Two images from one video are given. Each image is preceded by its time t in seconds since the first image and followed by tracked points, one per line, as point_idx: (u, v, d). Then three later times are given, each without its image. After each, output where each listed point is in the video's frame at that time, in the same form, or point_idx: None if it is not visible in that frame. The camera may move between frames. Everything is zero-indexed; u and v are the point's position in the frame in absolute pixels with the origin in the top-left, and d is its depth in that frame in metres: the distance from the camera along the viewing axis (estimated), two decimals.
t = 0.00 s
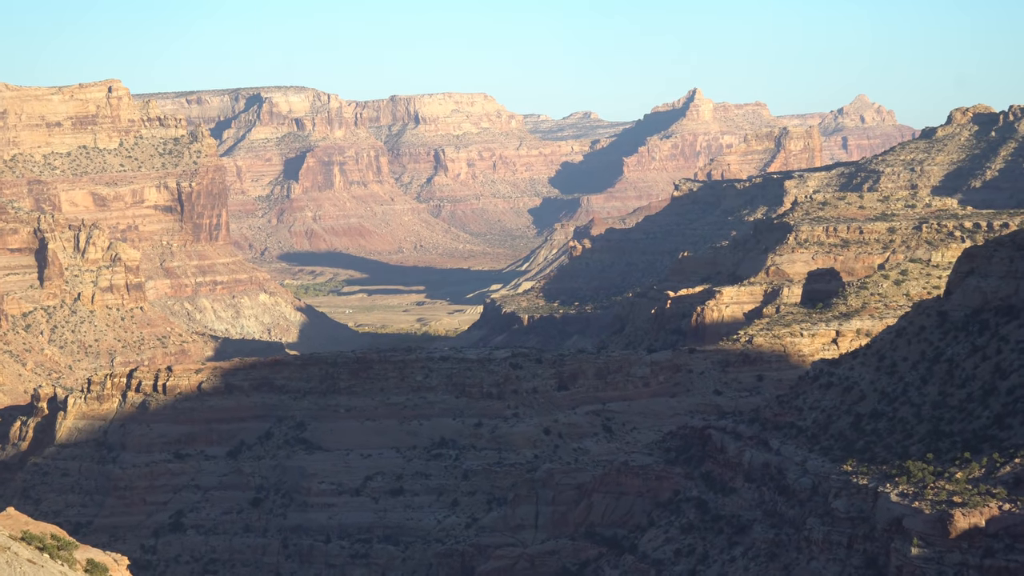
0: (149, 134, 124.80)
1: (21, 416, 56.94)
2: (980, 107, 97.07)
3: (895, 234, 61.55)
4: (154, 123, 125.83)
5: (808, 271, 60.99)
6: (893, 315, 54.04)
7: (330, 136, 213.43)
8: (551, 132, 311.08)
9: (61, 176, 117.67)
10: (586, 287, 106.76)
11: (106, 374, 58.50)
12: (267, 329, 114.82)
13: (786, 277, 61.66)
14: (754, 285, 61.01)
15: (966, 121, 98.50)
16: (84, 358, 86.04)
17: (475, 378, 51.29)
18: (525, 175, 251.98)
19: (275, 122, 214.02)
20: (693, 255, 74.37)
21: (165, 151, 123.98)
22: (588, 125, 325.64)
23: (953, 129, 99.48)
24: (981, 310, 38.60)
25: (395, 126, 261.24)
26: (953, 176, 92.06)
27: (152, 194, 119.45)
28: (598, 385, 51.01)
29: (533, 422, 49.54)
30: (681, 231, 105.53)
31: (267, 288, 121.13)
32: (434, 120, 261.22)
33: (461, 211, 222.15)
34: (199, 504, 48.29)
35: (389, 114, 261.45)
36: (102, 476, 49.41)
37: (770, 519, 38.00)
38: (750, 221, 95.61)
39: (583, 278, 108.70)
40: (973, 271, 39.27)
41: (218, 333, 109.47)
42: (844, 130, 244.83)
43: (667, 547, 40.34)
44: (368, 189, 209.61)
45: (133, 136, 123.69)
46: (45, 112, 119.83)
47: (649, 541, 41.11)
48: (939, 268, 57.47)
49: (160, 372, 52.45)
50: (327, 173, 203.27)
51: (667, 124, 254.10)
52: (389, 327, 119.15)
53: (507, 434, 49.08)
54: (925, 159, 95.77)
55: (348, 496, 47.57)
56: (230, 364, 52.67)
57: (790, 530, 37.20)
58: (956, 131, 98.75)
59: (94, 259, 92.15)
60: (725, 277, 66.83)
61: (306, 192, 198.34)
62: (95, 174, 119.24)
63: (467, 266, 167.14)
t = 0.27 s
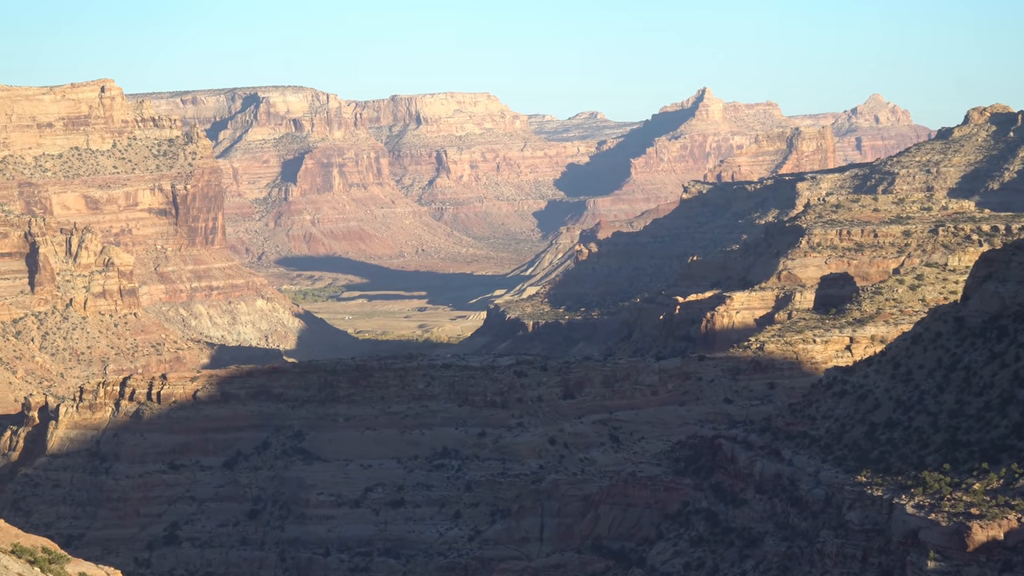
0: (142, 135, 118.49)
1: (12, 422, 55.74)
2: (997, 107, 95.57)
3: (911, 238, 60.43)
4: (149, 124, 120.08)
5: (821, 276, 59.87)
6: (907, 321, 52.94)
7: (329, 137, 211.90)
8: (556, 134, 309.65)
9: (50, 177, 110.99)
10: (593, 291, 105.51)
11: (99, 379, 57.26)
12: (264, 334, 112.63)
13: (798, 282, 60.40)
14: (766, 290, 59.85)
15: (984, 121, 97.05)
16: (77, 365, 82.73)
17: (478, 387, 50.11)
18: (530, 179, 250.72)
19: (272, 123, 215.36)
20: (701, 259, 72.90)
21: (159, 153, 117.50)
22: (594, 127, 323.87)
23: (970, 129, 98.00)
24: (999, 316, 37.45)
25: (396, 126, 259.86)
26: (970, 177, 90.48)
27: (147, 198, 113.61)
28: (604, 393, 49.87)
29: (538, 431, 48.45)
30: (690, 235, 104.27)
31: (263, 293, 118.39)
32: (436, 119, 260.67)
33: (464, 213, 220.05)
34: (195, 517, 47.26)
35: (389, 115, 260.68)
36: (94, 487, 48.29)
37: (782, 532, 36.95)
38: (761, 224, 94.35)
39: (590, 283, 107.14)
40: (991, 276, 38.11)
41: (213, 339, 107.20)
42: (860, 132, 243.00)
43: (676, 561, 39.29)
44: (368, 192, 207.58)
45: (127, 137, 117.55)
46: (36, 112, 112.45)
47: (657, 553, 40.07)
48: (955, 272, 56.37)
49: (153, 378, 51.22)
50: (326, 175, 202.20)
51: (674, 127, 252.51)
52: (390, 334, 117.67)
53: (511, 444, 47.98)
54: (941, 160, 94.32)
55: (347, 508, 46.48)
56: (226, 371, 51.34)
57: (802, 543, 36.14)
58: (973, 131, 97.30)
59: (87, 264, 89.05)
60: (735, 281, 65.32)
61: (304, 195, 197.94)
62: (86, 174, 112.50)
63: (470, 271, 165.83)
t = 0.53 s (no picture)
0: (138, 135, 115.98)
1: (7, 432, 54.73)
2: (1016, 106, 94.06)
3: (928, 239, 59.44)
4: (144, 124, 117.00)
5: (835, 280, 58.82)
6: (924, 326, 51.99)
7: (329, 137, 210.71)
8: (563, 133, 307.88)
9: (42, 181, 109.13)
10: (601, 295, 104.28)
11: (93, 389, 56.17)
12: (263, 339, 111.49)
13: (812, 287, 58.64)
14: (779, 292, 58.84)
15: (1002, 120, 95.54)
16: (70, 372, 81.42)
17: (483, 394, 49.14)
18: (536, 178, 249.39)
19: (271, 122, 213.81)
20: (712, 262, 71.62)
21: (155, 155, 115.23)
22: (602, 126, 322.40)
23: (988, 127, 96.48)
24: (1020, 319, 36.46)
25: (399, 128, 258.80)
26: (989, 178, 88.90)
27: (142, 200, 111.71)
28: (613, 400, 48.90)
29: (545, 438, 47.50)
30: (701, 237, 103.04)
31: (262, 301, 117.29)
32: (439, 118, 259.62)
33: (469, 216, 218.75)
34: (192, 528, 46.29)
35: (390, 114, 259.32)
36: (89, 497, 47.41)
37: (796, 542, 35.98)
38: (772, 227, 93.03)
39: (598, 286, 105.64)
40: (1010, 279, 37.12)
41: (210, 344, 106.28)
42: (875, 130, 241.21)
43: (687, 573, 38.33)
44: (369, 193, 206.16)
45: (121, 137, 114.92)
46: (28, 112, 111.89)
47: (668, 564, 39.13)
48: (974, 276, 55.39)
49: (148, 386, 50.29)
50: (326, 176, 200.08)
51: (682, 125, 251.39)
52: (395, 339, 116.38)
53: (517, 452, 46.99)
54: (959, 161, 92.80)
55: (349, 518, 45.47)
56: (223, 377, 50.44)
57: (816, 555, 35.18)
58: (991, 130, 95.79)
59: (81, 268, 87.56)
60: (747, 285, 64.17)
61: (304, 198, 196.84)
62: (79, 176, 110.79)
63: (475, 275, 164.55)
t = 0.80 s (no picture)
0: (132, 135, 114.90)
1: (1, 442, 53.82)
2: None
3: (943, 242, 58.48)
4: (138, 123, 115.93)
5: (848, 284, 57.92)
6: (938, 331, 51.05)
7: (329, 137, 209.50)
8: (568, 133, 306.39)
9: (34, 182, 108.25)
10: (608, 301, 103.29)
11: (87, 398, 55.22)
12: (260, 346, 110.16)
13: (823, 292, 57.93)
14: (789, 297, 57.96)
15: (1017, 120, 94.35)
16: (62, 380, 79.69)
17: (486, 402, 48.23)
18: (540, 180, 248.31)
19: (268, 122, 211.61)
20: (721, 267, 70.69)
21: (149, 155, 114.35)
22: (607, 126, 321.17)
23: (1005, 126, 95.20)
24: None
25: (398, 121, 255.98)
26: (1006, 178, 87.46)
27: (135, 201, 110.61)
28: (619, 408, 48.02)
29: (550, 448, 46.57)
30: (710, 240, 101.98)
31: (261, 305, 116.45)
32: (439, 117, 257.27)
33: (471, 218, 216.88)
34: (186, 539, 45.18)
35: (391, 113, 256.87)
36: (82, 508, 46.34)
37: (808, 553, 35.04)
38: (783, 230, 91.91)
39: (604, 291, 104.56)
40: None
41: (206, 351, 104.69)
42: (889, 130, 239.14)
43: None
44: (369, 195, 205.18)
45: (115, 137, 114.16)
46: (18, 112, 110.57)
47: None
48: (990, 279, 54.43)
49: (143, 394, 49.47)
50: (325, 178, 200.00)
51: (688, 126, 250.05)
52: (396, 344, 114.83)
53: (521, 461, 46.08)
54: (975, 160, 91.43)
55: (349, 529, 44.50)
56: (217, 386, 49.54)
57: (829, 566, 34.23)
58: (1007, 129, 94.54)
59: (72, 273, 84.66)
60: (757, 290, 63.25)
61: (303, 200, 195.42)
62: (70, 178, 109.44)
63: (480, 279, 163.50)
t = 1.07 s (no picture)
0: (125, 135, 112.79)
1: None
2: None
3: (957, 245, 57.57)
4: (132, 123, 113.51)
5: (859, 286, 57.05)
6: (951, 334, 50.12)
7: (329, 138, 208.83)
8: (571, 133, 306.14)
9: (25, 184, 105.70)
10: (613, 304, 102.30)
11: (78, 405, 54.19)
12: (257, 351, 108.90)
13: (834, 294, 57.04)
14: (798, 300, 57.08)
15: None
16: (54, 386, 77.57)
17: (489, 408, 47.44)
18: (543, 181, 247.41)
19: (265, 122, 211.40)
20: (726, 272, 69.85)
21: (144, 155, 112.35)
22: (613, 126, 320.13)
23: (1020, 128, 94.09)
24: None
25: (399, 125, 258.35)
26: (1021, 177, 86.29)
27: (131, 204, 108.09)
28: (625, 415, 47.19)
29: (553, 455, 45.71)
30: (718, 242, 100.98)
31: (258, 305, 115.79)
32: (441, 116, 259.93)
33: (473, 219, 215.79)
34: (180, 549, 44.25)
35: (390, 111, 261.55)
36: (73, 517, 45.41)
37: (819, 563, 34.23)
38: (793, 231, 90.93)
39: (609, 295, 103.47)
40: None
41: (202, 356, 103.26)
42: (901, 128, 238.02)
43: None
44: (369, 196, 204.60)
45: (107, 138, 111.77)
46: (9, 111, 108.14)
47: None
48: (1006, 281, 53.52)
49: (136, 401, 48.61)
50: (323, 178, 199.21)
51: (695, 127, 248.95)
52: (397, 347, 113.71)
53: (524, 469, 45.21)
54: (989, 160, 90.18)
55: (347, 539, 43.63)
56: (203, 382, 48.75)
57: None
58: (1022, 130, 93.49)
59: (64, 276, 83.61)
60: (767, 292, 62.35)
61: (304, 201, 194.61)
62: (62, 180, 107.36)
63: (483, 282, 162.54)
